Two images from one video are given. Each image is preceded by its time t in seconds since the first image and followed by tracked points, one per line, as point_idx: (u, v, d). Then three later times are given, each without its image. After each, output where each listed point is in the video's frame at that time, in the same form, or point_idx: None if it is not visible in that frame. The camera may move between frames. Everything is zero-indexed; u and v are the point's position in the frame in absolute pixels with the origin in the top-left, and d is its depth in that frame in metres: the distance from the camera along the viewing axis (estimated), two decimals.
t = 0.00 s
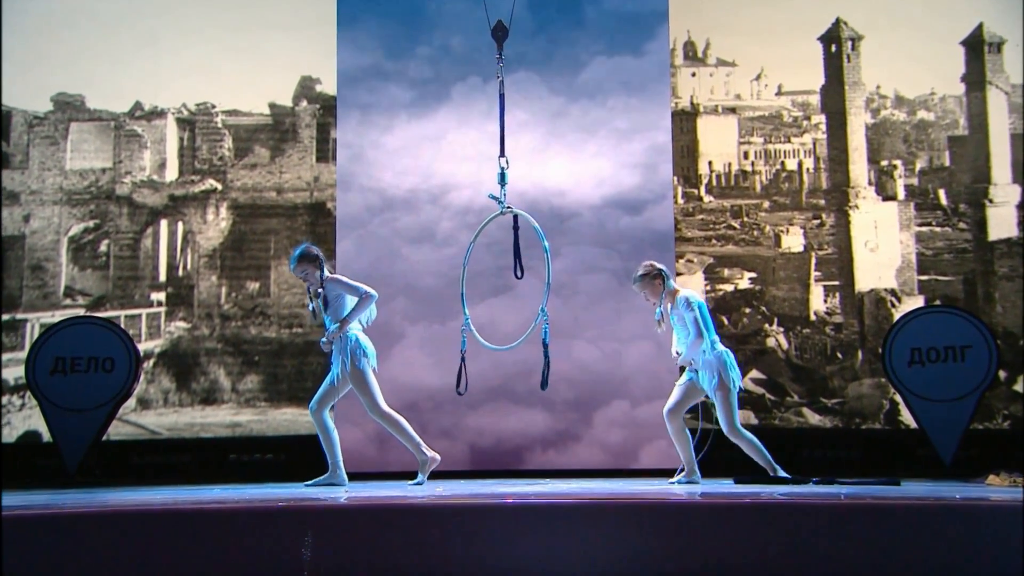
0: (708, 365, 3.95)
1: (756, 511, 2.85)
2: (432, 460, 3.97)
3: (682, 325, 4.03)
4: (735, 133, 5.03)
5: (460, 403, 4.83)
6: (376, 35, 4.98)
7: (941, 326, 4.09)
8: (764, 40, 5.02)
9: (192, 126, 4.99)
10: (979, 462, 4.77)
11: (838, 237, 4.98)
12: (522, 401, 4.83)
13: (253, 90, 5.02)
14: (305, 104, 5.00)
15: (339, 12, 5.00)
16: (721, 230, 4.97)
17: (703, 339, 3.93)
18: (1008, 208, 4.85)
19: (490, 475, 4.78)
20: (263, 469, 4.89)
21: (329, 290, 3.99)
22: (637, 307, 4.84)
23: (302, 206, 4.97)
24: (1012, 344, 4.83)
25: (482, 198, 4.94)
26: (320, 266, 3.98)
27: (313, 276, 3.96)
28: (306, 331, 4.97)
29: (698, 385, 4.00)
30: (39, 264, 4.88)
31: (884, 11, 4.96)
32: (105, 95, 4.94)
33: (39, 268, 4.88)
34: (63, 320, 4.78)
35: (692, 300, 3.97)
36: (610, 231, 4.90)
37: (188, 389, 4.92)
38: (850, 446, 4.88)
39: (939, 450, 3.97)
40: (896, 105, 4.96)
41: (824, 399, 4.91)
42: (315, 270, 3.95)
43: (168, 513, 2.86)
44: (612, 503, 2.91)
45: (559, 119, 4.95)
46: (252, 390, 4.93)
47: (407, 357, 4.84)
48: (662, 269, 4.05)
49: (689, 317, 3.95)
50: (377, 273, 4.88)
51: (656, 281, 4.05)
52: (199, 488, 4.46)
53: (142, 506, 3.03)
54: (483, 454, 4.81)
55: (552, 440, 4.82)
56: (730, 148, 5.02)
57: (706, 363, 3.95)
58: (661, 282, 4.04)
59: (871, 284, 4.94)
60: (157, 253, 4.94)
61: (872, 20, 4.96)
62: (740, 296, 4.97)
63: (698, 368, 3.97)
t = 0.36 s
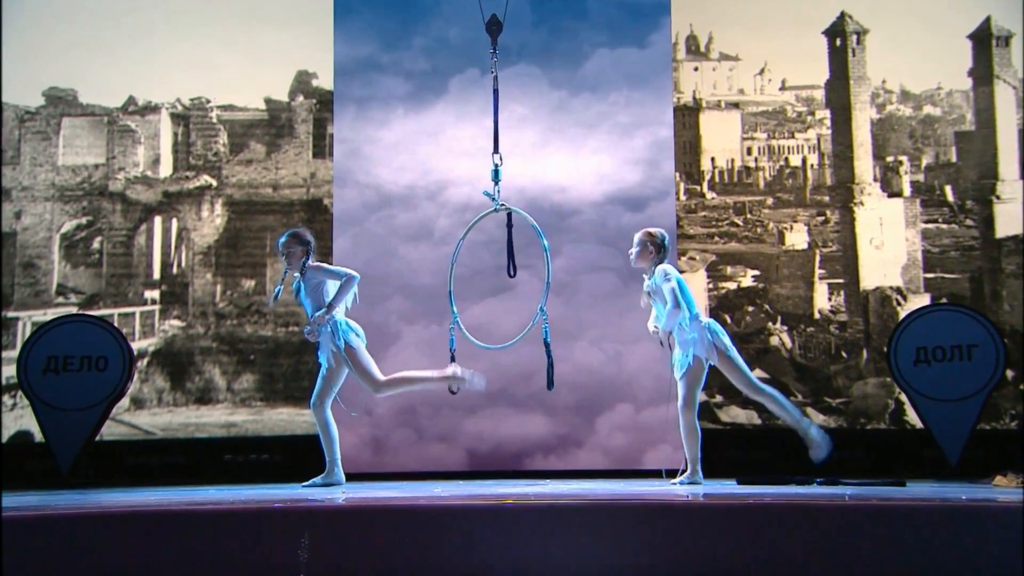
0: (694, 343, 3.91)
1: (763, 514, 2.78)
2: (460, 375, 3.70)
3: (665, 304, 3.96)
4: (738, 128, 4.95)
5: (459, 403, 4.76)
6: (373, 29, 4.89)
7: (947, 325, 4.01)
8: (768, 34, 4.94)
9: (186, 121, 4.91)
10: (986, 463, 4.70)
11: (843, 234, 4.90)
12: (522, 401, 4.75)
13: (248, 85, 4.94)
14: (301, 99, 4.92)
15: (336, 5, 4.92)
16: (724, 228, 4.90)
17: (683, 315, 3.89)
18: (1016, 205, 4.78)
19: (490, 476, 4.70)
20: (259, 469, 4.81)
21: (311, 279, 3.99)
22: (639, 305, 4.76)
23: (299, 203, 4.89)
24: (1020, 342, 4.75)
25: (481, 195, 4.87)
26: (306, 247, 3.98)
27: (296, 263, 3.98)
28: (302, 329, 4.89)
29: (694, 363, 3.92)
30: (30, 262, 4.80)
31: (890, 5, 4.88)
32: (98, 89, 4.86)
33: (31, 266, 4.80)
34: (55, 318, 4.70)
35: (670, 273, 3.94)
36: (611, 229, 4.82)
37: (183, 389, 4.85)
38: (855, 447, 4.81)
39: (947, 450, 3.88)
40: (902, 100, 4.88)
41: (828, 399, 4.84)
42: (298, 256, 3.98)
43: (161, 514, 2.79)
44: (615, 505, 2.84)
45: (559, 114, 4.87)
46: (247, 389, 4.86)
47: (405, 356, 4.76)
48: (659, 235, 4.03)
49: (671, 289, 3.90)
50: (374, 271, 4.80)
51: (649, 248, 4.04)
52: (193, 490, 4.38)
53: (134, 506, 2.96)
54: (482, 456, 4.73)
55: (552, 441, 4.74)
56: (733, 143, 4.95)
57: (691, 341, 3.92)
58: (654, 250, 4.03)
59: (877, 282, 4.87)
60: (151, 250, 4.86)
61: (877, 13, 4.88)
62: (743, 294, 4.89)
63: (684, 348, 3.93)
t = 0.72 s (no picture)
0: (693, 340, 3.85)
1: (771, 515, 2.71)
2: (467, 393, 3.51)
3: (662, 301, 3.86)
4: (741, 123, 4.88)
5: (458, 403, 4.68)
6: (370, 23, 4.81)
7: (952, 324, 3.97)
8: (771, 27, 4.86)
9: (180, 116, 4.83)
10: (993, 464, 4.62)
11: (847, 231, 4.83)
12: (521, 401, 4.68)
13: (243, 79, 4.86)
14: (297, 94, 4.84)
15: None
16: (726, 225, 4.83)
17: (674, 313, 3.83)
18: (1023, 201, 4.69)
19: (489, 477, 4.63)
20: (254, 470, 4.74)
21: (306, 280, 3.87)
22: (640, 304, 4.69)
23: (294, 199, 4.81)
24: None
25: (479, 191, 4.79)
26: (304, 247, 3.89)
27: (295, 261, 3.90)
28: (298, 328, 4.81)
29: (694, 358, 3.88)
30: (21, 259, 4.72)
31: None
32: (90, 83, 4.78)
33: (21, 264, 4.72)
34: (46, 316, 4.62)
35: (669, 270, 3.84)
36: (612, 226, 4.74)
37: (177, 388, 4.77)
38: (859, 447, 4.73)
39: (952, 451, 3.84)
40: (908, 95, 4.80)
41: (833, 399, 4.76)
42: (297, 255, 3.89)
43: (153, 515, 2.72)
44: (617, 507, 2.76)
45: (559, 109, 4.79)
46: (242, 389, 4.78)
47: (402, 355, 4.69)
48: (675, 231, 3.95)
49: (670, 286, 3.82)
50: (371, 269, 4.72)
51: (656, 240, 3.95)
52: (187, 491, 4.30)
53: (126, 507, 2.88)
54: (481, 456, 4.66)
55: (552, 442, 4.66)
56: (736, 139, 4.87)
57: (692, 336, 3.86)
58: (664, 246, 3.93)
59: (881, 280, 4.79)
60: (144, 248, 4.78)
61: (882, 7, 4.81)
62: (746, 292, 4.81)
63: (686, 345, 3.88)
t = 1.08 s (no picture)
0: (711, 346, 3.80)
1: (782, 518, 2.61)
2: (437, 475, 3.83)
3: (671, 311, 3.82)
4: (744, 118, 4.79)
5: (456, 403, 4.60)
6: (366, 15, 4.72)
7: (955, 321, 3.83)
8: (776, 20, 4.77)
9: (173, 110, 4.74)
10: (1000, 464, 4.53)
11: (852, 227, 4.74)
12: (520, 401, 4.60)
13: (237, 72, 4.77)
14: (292, 88, 4.76)
15: None
16: (729, 221, 4.74)
17: (690, 321, 3.79)
18: None
19: (487, 478, 4.55)
20: (248, 470, 4.66)
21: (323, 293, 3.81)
22: (641, 301, 4.60)
23: (290, 195, 4.73)
24: None
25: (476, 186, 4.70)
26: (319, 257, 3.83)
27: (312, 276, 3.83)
28: (293, 326, 4.72)
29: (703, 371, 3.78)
30: (10, 255, 4.64)
31: None
32: (80, 76, 4.68)
33: (11, 260, 4.63)
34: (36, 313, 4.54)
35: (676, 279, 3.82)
36: (613, 222, 4.65)
37: (170, 387, 4.68)
38: (865, 448, 4.65)
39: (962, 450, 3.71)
40: (914, 89, 4.72)
41: (837, 398, 4.67)
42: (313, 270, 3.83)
43: (142, 516, 2.61)
44: (621, 510, 2.67)
45: (559, 102, 4.70)
46: (236, 388, 4.69)
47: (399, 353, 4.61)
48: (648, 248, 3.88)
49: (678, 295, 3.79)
50: (367, 266, 4.63)
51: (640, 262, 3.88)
52: (180, 493, 4.21)
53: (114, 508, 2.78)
54: (479, 456, 4.58)
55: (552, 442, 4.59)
56: (739, 134, 4.78)
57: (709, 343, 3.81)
58: (648, 265, 3.87)
59: (887, 277, 4.70)
60: (136, 244, 4.69)
61: None
62: (749, 289, 4.73)
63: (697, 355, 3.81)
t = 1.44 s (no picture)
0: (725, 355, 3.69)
1: (792, 520, 2.54)
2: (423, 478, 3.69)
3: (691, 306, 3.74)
4: (747, 113, 4.72)
5: (454, 403, 4.54)
6: (364, 8, 4.64)
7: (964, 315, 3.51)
8: (779, 13, 4.70)
9: (167, 105, 4.66)
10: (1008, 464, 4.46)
11: (857, 224, 4.67)
12: (519, 401, 4.53)
13: (232, 67, 4.69)
14: (288, 82, 4.69)
15: None
16: (732, 218, 4.66)
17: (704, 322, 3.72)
18: None
19: (486, 479, 4.49)
20: (245, 471, 4.59)
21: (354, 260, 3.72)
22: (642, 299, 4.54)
23: (286, 191, 4.66)
24: None
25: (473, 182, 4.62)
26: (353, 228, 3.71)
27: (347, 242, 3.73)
28: (289, 324, 4.64)
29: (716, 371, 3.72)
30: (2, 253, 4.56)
31: None
32: (72, 70, 4.61)
33: (2, 258, 4.56)
34: (28, 312, 4.47)
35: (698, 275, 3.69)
36: (614, 219, 4.58)
37: (164, 387, 4.61)
38: (870, 448, 4.58)
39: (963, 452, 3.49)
40: (920, 83, 4.64)
41: (842, 397, 4.60)
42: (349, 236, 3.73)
43: (135, 518, 2.54)
44: (624, 514, 2.60)
45: (559, 97, 4.63)
46: (232, 388, 4.62)
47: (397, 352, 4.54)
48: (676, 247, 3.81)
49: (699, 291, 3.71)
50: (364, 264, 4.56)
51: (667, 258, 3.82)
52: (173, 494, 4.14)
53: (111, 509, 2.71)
54: (478, 457, 4.52)
55: (552, 443, 4.52)
56: (742, 129, 4.71)
57: (722, 352, 3.69)
58: (674, 263, 3.81)
59: (893, 275, 4.63)
60: (130, 241, 4.62)
61: None
62: (752, 287, 4.65)
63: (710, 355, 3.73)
